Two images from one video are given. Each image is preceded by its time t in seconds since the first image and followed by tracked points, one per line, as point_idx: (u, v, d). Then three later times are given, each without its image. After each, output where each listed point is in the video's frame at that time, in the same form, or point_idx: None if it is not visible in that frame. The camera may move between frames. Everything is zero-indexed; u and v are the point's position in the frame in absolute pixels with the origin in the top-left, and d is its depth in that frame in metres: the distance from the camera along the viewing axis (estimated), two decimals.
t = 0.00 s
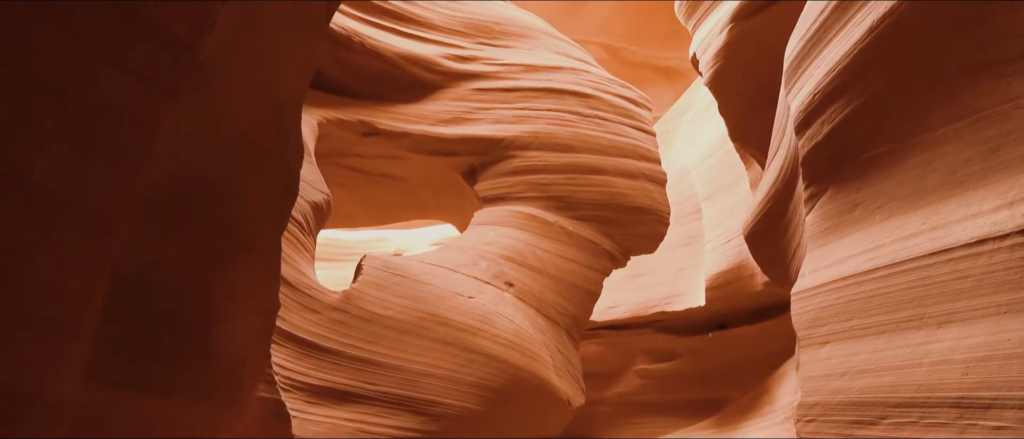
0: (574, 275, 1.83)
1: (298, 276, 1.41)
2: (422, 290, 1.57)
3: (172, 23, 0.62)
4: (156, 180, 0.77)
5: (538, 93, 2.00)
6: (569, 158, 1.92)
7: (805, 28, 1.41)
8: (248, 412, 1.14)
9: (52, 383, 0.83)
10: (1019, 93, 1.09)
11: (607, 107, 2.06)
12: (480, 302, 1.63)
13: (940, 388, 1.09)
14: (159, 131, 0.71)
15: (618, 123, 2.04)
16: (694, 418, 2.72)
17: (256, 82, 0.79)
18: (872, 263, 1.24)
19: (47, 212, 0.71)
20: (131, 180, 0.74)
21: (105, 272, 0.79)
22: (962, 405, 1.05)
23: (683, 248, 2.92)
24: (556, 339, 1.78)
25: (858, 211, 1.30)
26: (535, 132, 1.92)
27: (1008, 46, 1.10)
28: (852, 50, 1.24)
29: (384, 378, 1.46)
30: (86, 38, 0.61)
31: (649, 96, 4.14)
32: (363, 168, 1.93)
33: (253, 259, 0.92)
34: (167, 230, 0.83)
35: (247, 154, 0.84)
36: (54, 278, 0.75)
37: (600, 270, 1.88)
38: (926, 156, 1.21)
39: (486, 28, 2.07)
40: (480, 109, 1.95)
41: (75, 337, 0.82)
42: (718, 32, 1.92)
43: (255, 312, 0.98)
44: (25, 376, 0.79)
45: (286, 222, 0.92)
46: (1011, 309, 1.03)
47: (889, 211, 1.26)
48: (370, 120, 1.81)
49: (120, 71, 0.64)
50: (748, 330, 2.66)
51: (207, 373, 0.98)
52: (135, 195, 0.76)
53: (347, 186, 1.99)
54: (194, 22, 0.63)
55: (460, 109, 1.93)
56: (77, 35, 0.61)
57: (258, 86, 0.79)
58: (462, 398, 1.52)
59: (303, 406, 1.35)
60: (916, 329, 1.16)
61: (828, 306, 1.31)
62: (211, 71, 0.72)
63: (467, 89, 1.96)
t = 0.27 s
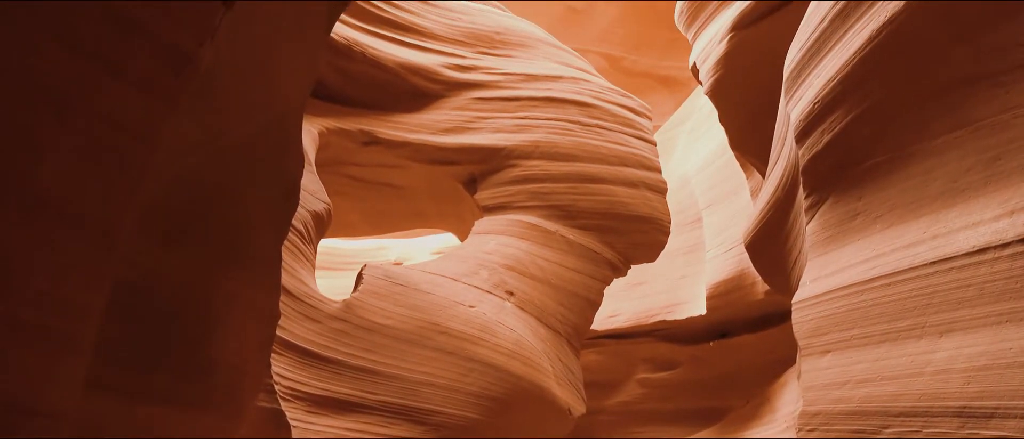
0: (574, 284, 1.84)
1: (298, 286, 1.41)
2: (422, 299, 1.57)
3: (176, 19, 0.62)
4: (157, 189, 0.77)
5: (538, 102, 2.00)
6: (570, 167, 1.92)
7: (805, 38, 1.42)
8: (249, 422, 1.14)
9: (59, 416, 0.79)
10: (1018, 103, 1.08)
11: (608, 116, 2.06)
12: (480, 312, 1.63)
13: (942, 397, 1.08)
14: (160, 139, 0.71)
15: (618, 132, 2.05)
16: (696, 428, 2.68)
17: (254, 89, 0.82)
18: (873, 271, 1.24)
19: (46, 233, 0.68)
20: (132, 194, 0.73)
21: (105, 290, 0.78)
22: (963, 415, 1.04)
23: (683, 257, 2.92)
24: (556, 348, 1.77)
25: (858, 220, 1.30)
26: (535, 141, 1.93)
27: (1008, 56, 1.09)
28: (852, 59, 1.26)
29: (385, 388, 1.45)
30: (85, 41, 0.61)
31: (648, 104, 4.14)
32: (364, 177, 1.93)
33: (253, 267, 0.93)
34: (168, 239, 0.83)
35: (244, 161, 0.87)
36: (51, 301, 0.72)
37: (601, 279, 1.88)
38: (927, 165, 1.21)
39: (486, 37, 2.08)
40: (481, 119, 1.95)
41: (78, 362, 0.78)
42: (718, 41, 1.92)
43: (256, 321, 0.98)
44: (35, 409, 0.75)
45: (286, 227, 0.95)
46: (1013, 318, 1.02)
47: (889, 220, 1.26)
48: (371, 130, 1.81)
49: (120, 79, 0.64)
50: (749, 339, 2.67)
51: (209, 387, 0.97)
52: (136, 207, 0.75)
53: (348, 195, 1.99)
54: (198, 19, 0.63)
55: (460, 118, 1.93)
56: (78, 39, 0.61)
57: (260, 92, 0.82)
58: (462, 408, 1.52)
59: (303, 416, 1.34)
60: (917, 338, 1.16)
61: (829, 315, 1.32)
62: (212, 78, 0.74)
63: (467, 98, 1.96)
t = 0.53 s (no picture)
0: (575, 294, 1.83)
1: (299, 296, 1.41)
2: (423, 309, 1.57)
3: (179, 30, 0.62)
4: (158, 199, 0.78)
5: (538, 112, 2.00)
6: (570, 176, 1.92)
7: (805, 47, 1.42)
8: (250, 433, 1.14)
9: (58, 422, 0.79)
10: (1019, 112, 1.08)
11: (608, 126, 2.06)
12: (481, 322, 1.63)
13: (944, 406, 1.08)
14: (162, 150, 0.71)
15: (618, 141, 2.05)
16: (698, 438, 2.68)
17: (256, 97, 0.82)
18: (874, 280, 1.24)
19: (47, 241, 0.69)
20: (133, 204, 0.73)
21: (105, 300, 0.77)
22: (966, 424, 1.04)
23: (684, 266, 2.92)
24: (557, 357, 1.76)
25: (859, 229, 1.30)
26: (536, 151, 1.93)
27: (1008, 65, 1.09)
28: (852, 69, 1.25)
29: (385, 398, 1.45)
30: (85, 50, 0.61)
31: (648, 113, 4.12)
32: (364, 186, 1.94)
33: (253, 277, 0.93)
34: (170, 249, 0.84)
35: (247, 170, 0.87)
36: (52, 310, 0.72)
37: (602, 288, 1.88)
38: (927, 174, 1.21)
39: (487, 47, 2.08)
40: (481, 128, 1.95)
41: (78, 371, 0.78)
42: (718, 50, 1.93)
43: (256, 332, 0.98)
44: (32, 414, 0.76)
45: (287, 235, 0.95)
46: (1015, 327, 1.02)
47: (890, 229, 1.26)
48: (372, 140, 1.82)
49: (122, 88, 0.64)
50: (751, 348, 2.66)
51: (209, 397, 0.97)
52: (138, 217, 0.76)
53: (349, 204, 1.99)
54: (198, 29, 0.63)
55: (461, 128, 1.93)
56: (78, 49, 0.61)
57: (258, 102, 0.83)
58: (463, 418, 1.51)
59: (303, 426, 1.33)
60: (918, 347, 1.16)
61: (831, 324, 1.31)
62: (212, 88, 0.74)
63: (468, 107, 1.96)
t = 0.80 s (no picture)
0: (576, 303, 1.83)
1: (299, 305, 1.41)
2: (423, 319, 1.57)
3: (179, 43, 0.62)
4: (160, 211, 0.78)
5: (539, 122, 2.01)
6: (570, 186, 1.92)
7: (804, 57, 1.42)
8: None
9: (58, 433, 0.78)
10: (1018, 121, 1.08)
11: (608, 135, 2.06)
12: (482, 331, 1.62)
13: (946, 416, 1.08)
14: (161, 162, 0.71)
15: (619, 151, 2.05)
16: None
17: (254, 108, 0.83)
18: (875, 290, 1.24)
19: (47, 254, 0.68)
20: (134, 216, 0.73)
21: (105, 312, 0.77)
22: (969, 434, 1.04)
23: (685, 275, 2.92)
24: (558, 367, 1.76)
25: (860, 238, 1.30)
26: (536, 160, 1.93)
27: (1008, 74, 1.09)
28: (851, 79, 1.25)
29: (386, 408, 1.44)
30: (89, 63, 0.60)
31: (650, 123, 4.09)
32: (365, 196, 1.94)
33: (254, 287, 0.94)
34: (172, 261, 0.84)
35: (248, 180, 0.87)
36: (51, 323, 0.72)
37: (603, 298, 1.88)
38: (928, 184, 1.21)
39: (487, 57, 2.09)
40: (482, 138, 1.96)
41: (79, 383, 0.78)
42: (718, 60, 1.93)
43: (258, 342, 0.98)
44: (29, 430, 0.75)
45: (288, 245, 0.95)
46: (1017, 336, 1.02)
47: (891, 238, 1.26)
48: (372, 150, 1.82)
49: (117, 103, 0.63)
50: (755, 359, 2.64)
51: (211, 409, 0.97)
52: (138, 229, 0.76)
53: (350, 214, 2.00)
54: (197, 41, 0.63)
55: (461, 138, 1.93)
56: (81, 64, 0.60)
57: (257, 112, 0.83)
58: (464, 429, 1.51)
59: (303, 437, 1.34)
60: (920, 357, 1.15)
61: (832, 333, 1.32)
62: (214, 100, 0.74)
63: (468, 117, 1.96)
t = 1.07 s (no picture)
0: (577, 313, 1.83)
1: (299, 315, 1.41)
2: (424, 328, 1.56)
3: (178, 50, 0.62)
4: (161, 222, 0.78)
5: (539, 131, 2.01)
6: (571, 195, 1.92)
7: (803, 67, 1.42)
8: None
9: None
10: (1019, 129, 1.08)
11: (609, 145, 2.07)
12: (482, 341, 1.62)
13: (950, 425, 1.08)
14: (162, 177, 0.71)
15: (619, 160, 2.05)
16: None
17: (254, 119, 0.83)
18: (876, 299, 1.24)
19: (49, 265, 0.69)
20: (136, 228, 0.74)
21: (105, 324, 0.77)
22: None
23: (686, 284, 2.92)
24: (559, 377, 1.76)
25: (861, 247, 1.30)
26: (537, 170, 1.93)
27: (1008, 81, 1.09)
28: (851, 88, 1.25)
29: (387, 418, 1.44)
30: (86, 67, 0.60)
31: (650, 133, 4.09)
32: (366, 206, 1.94)
33: (256, 298, 0.94)
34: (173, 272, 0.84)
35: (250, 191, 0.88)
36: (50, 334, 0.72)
37: (604, 307, 1.88)
38: (929, 192, 1.21)
39: (487, 67, 2.09)
40: (483, 147, 1.96)
41: (81, 394, 0.78)
42: (718, 69, 1.93)
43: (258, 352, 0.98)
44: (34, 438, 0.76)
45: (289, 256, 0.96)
46: (1019, 345, 1.02)
47: (892, 247, 1.26)
48: (373, 159, 1.82)
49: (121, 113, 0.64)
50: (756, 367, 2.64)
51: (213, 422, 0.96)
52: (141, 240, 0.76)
53: (351, 224, 2.00)
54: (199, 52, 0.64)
55: (462, 148, 1.94)
56: (85, 74, 0.61)
57: (257, 123, 0.83)
58: None
59: None
60: (922, 366, 1.15)
61: (834, 343, 1.31)
62: (215, 112, 0.75)
63: (468, 127, 1.97)
